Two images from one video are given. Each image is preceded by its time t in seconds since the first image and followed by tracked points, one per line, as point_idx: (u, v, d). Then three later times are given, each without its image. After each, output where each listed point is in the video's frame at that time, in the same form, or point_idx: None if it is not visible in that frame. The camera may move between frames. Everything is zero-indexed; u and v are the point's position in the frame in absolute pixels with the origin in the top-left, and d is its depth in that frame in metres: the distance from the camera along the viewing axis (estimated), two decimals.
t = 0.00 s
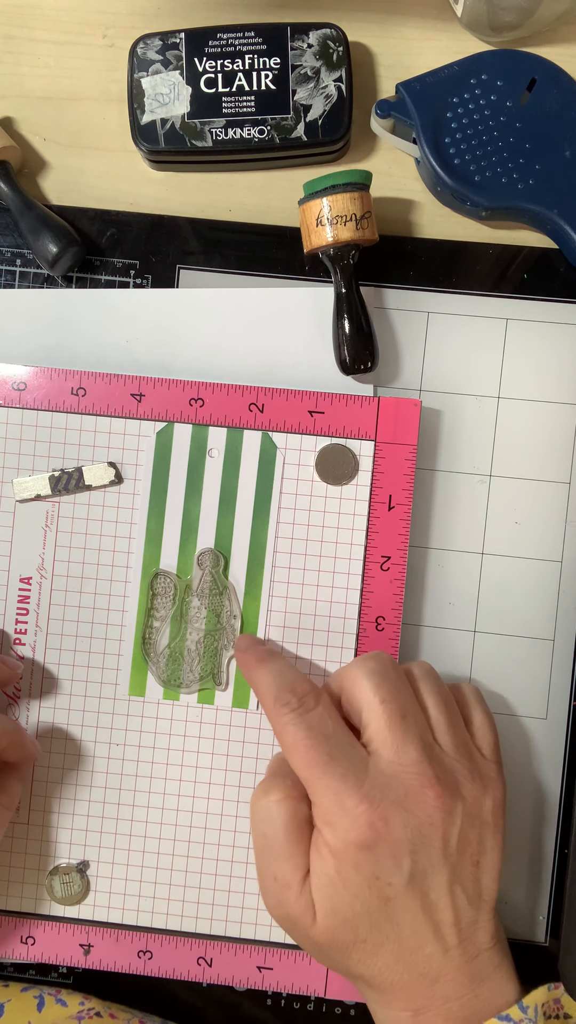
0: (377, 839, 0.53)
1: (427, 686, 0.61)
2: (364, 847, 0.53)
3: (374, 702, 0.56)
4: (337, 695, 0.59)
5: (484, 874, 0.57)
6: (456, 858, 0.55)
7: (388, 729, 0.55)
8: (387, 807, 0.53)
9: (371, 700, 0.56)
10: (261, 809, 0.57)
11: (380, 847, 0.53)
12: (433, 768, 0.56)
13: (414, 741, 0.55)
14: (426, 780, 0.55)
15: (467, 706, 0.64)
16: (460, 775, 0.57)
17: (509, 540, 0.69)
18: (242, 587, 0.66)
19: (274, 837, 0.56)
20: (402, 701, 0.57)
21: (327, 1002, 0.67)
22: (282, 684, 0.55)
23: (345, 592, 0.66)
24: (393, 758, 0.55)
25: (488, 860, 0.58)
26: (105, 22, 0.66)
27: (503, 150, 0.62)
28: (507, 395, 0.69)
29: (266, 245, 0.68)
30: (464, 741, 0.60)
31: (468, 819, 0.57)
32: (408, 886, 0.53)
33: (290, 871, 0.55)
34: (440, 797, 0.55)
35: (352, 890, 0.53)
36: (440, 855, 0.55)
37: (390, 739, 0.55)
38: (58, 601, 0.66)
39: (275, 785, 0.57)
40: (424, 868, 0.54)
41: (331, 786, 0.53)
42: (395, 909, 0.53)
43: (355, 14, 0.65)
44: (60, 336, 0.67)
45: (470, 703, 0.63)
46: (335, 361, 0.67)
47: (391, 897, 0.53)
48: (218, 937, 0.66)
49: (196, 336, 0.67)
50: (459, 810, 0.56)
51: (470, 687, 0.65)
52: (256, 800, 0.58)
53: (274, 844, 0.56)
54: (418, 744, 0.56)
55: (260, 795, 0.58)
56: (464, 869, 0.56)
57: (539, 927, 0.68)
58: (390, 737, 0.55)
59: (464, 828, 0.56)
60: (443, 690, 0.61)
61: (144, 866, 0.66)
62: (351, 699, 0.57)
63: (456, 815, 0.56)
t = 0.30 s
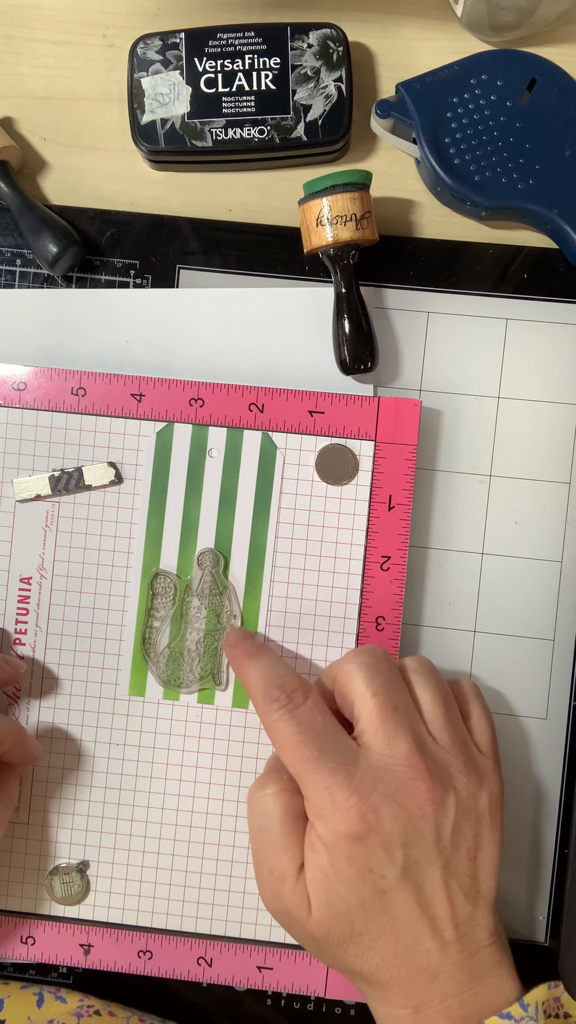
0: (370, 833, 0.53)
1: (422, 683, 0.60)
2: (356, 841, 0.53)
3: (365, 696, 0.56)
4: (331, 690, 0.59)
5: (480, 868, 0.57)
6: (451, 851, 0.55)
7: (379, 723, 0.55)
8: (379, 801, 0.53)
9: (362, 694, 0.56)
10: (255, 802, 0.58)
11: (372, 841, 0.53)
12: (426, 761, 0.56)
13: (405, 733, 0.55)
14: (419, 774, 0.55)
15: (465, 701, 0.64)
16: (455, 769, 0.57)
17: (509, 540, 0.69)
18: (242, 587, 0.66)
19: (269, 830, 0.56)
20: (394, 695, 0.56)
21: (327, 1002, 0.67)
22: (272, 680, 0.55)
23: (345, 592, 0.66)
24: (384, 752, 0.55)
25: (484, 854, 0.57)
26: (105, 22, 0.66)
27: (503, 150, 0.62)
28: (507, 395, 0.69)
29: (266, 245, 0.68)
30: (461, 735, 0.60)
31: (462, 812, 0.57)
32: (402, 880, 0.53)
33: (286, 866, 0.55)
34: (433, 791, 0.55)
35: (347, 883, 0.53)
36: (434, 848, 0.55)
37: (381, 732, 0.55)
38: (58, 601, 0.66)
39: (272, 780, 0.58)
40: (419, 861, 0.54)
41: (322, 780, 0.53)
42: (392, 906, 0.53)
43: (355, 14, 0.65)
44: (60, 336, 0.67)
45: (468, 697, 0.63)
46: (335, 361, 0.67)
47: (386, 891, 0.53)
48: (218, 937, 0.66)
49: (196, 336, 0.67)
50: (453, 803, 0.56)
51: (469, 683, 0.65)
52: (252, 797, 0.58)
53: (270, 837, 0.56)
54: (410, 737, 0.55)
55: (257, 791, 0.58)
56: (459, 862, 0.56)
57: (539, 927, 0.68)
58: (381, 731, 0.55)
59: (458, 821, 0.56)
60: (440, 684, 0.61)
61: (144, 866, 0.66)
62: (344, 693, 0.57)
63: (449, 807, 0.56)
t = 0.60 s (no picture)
0: (372, 833, 0.53)
1: (425, 683, 0.60)
2: (359, 842, 0.53)
3: (368, 697, 0.56)
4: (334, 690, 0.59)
5: (483, 868, 0.57)
6: (454, 851, 0.55)
7: (382, 724, 0.55)
8: (382, 800, 0.53)
9: (366, 695, 0.56)
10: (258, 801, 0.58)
11: (375, 839, 0.53)
12: (430, 762, 0.55)
13: (409, 735, 0.55)
14: (422, 774, 0.55)
15: (467, 701, 0.64)
16: (457, 769, 0.57)
17: (509, 540, 0.69)
18: (242, 587, 0.66)
19: (269, 827, 0.56)
20: (397, 697, 0.56)
21: (327, 1002, 0.67)
22: (275, 680, 0.56)
23: (345, 591, 0.66)
24: (386, 752, 0.55)
25: (486, 854, 0.57)
26: (105, 22, 0.66)
27: (503, 150, 0.62)
28: (507, 395, 0.69)
29: (266, 245, 0.68)
30: (463, 736, 0.60)
31: (465, 813, 0.57)
32: (405, 880, 0.53)
33: (288, 864, 0.55)
34: (437, 792, 0.55)
35: (348, 882, 0.53)
36: (436, 848, 0.55)
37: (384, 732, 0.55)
38: (58, 601, 0.66)
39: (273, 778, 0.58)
40: (422, 861, 0.54)
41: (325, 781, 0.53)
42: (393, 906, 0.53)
43: (355, 14, 0.65)
44: (60, 336, 0.67)
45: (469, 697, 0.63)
46: (335, 361, 0.67)
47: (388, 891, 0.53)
48: (218, 937, 0.66)
49: (196, 336, 0.67)
50: (455, 803, 0.56)
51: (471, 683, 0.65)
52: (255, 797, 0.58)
53: (273, 837, 0.56)
54: (413, 738, 0.55)
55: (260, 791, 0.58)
56: (462, 862, 0.56)
57: (539, 927, 0.68)
58: (384, 731, 0.55)
59: (460, 822, 0.56)
60: (442, 685, 0.61)
61: (144, 866, 0.66)
62: (348, 694, 0.58)
63: (452, 807, 0.56)
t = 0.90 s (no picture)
0: (377, 836, 0.53)
1: (428, 686, 0.60)
2: (365, 845, 0.53)
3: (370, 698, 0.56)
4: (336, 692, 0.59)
5: (485, 869, 0.57)
6: (457, 852, 0.55)
7: (385, 725, 0.55)
8: (387, 802, 0.53)
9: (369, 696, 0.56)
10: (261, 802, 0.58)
11: (380, 841, 0.53)
12: (434, 762, 0.56)
13: (413, 736, 0.55)
14: (425, 775, 0.55)
15: (469, 701, 0.64)
16: (460, 770, 0.58)
17: (509, 540, 0.69)
18: (242, 587, 0.66)
19: (273, 828, 0.56)
20: (401, 698, 0.56)
21: (327, 1002, 0.67)
22: (278, 683, 0.55)
23: (345, 591, 0.66)
24: (390, 753, 0.55)
25: (489, 855, 0.57)
26: (105, 22, 0.66)
27: (503, 150, 0.62)
28: (507, 395, 0.69)
29: (266, 245, 0.68)
30: (466, 737, 0.60)
31: (468, 814, 0.57)
32: (410, 883, 0.53)
33: (293, 867, 0.55)
34: (440, 792, 0.55)
35: (353, 885, 0.53)
36: (440, 850, 0.55)
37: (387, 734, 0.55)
38: (58, 601, 0.66)
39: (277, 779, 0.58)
40: (425, 862, 0.54)
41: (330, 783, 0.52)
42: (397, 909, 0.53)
43: (355, 14, 0.65)
44: (60, 336, 0.67)
45: (471, 697, 0.64)
46: (335, 361, 0.67)
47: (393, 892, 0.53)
48: (218, 937, 0.66)
49: (196, 336, 0.67)
50: (459, 804, 0.56)
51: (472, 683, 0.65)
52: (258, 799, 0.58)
53: (278, 838, 0.56)
54: (417, 739, 0.55)
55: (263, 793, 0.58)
56: (465, 863, 0.56)
57: (539, 927, 0.68)
58: (387, 733, 0.55)
59: (464, 822, 0.56)
60: (444, 687, 0.61)
61: (144, 866, 0.66)
62: (351, 696, 0.57)
63: (456, 807, 0.56)
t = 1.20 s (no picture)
0: (392, 914, 0.48)
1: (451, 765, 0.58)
2: (380, 925, 0.47)
3: (393, 771, 0.54)
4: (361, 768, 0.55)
5: (517, 981, 0.50)
6: (489, 953, 0.50)
7: (410, 802, 0.52)
8: (410, 884, 0.49)
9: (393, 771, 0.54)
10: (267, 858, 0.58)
11: (399, 928, 0.48)
12: (461, 845, 0.52)
13: (435, 815, 0.52)
14: (452, 861, 0.51)
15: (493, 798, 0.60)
16: (489, 856, 0.54)
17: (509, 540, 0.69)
18: (242, 587, 0.65)
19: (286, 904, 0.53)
20: (424, 773, 0.54)
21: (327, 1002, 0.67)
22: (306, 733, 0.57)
23: (345, 592, 0.66)
24: (415, 834, 0.51)
25: (524, 963, 0.52)
26: (104, 22, 0.66)
27: (503, 150, 0.62)
28: (507, 395, 0.69)
29: (266, 245, 0.68)
30: (490, 827, 0.56)
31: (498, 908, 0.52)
32: (429, 973, 0.47)
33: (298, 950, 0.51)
34: (469, 882, 0.51)
35: (366, 970, 0.47)
36: (469, 951, 0.49)
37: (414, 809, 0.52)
38: (58, 601, 0.66)
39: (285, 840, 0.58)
40: (450, 963, 0.48)
41: (350, 855, 0.49)
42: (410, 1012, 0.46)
43: (355, 14, 0.65)
44: (60, 336, 0.67)
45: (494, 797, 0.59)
46: (335, 361, 0.67)
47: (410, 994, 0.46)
48: (219, 937, 0.66)
49: (196, 336, 0.67)
50: (489, 897, 0.52)
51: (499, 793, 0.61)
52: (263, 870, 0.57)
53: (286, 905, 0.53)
54: (443, 819, 0.53)
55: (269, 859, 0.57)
56: (498, 972, 0.50)
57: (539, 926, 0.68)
58: (412, 809, 0.52)
59: (494, 920, 0.51)
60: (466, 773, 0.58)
61: (143, 866, 0.66)
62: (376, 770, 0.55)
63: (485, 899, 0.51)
